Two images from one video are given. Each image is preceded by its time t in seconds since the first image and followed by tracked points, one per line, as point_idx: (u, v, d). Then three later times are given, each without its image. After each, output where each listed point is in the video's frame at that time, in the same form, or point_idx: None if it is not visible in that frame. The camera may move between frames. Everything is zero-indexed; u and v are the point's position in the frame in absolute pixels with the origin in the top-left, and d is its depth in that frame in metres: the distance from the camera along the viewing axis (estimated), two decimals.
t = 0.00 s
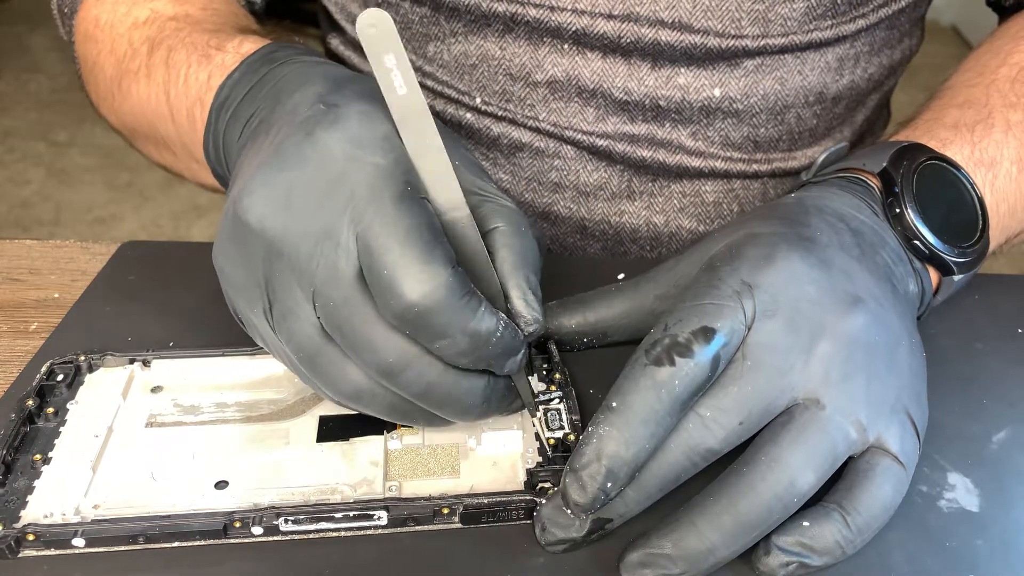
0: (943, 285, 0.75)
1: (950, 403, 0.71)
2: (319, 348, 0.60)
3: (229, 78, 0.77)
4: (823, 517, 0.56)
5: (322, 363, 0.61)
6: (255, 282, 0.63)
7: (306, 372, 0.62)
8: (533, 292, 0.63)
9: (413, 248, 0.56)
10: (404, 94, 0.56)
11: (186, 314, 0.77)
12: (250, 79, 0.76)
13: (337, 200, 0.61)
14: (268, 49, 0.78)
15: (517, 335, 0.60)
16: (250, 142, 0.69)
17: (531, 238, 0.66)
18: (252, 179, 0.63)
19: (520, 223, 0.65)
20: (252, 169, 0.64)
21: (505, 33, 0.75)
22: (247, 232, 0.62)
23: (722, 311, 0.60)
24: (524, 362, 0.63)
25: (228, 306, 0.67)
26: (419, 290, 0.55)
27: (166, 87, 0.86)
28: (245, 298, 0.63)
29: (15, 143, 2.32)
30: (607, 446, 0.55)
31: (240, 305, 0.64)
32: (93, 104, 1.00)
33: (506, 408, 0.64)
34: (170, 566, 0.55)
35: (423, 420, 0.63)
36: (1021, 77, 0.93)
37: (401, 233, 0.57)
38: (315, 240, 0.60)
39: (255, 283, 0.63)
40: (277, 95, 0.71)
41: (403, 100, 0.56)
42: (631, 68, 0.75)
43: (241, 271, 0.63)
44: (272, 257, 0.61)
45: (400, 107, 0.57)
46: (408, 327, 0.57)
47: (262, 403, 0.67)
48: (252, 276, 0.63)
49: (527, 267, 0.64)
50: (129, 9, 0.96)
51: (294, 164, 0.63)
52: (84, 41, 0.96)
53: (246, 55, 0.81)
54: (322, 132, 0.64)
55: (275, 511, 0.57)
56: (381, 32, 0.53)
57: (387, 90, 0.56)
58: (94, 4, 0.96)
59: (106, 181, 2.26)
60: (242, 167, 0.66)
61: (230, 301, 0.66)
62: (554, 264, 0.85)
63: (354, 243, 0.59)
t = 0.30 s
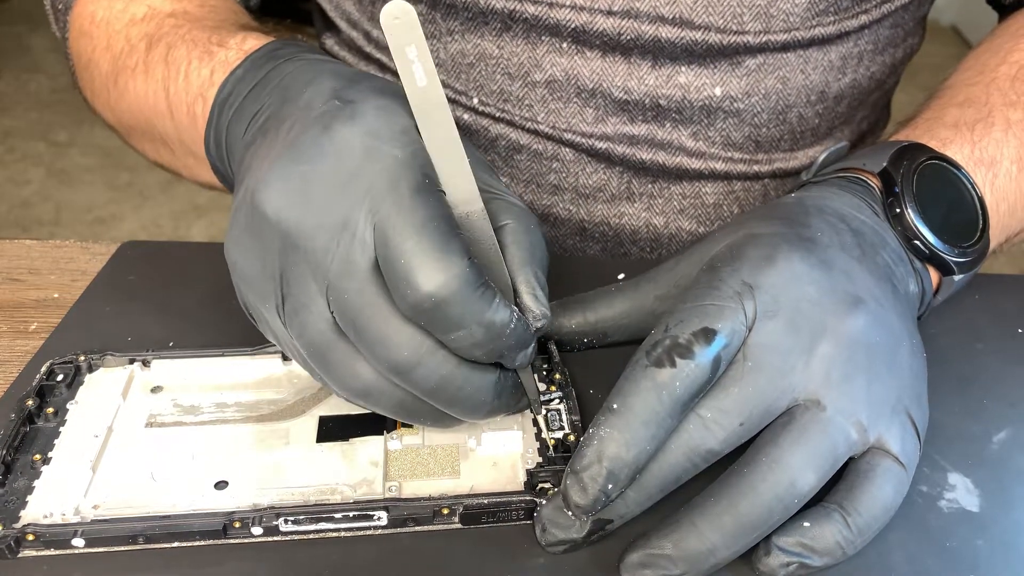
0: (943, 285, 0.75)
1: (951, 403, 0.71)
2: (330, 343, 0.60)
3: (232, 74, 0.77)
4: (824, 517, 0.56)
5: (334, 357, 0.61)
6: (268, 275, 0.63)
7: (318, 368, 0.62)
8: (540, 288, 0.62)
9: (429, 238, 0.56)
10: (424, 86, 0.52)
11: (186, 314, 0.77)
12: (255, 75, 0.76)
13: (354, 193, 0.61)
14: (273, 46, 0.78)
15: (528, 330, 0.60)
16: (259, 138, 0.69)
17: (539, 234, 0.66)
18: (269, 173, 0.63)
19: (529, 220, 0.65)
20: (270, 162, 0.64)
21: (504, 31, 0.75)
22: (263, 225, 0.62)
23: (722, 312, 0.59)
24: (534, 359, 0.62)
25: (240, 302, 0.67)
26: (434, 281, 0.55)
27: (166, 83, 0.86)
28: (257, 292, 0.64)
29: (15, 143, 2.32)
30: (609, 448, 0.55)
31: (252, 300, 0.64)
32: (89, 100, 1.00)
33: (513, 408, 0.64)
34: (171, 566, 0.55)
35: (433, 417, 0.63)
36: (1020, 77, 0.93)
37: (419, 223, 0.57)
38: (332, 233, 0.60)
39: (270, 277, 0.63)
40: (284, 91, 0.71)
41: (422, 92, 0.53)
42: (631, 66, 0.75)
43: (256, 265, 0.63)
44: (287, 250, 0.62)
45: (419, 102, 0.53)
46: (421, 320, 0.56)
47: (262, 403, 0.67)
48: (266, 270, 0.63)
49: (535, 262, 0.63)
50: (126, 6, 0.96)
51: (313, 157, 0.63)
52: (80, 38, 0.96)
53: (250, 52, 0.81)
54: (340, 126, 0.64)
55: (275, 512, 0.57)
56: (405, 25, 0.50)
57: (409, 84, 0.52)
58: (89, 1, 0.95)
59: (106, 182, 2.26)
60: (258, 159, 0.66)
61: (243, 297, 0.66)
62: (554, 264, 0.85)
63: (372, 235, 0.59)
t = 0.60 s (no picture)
0: (943, 285, 0.75)
1: (951, 403, 0.71)
2: (336, 342, 0.60)
3: (238, 75, 0.77)
4: (824, 518, 0.56)
5: (339, 357, 0.60)
6: (273, 274, 0.62)
7: (323, 368, 0.61)
8: (547, 292, 0.62)
9: (438, 236, 0.56)
10: (430, 84, 0.54)
11: (186, 314, 0.77)
12: (261, 76, 0.76)
13: (361, 192, 0.61)
14: (278, 49, 0.79)
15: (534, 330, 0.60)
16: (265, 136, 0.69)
17: (544, 237, 0.66)
18: (275, 171, 0.63)
19: (533, 221, 0.66)
20: (276, 159, 0.64)
21: (504, 31, 0.75)
22: (269, 223, 0.62)
23: (723, 312, 0.60)
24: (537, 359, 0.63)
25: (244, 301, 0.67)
26: (443, 278, 0.55)
27: (172, 86, 0.86)
28: (262, 291, 0.63)
29: (15, 143, 2.32)
30: (609, 449, 0.55)
31: (257, 299, 0.64)
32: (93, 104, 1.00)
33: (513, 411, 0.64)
34: (171, 566, 0.55)
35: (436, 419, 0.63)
36: (1020, 77, 0.93)
37: (428, 221, 0.57)
38: (338, 232, 0.60)
39: (275, 275, 0.63)
40: (291, 92, 0.71)
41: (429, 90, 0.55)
42: (631, 67, 0.75)
43: (260, 263, 0.63)
44: (293, 248, 0.61)
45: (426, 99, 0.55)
46: (429, 318, 0.56)
47: (262, 404, 0.67)
48: (271, 268, 0.63)
49: (540, 264, 0.63)
50: (129, 9, 0.96)
51: (319, 156, 0.63)
52: (83, 42, 0.96)
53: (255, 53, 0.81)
54: (347, 123, 0.64)
55: (275, 511, 0.57)
56: (412, 22, 0.52)
57: (416, 82, 0.54)
58: (93, 4, 0.95)
59: (106, 182, 2.26)
60: (263, 157, 0.66)
61: (247, 297, 0.65)
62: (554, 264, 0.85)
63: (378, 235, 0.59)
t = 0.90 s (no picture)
0: (943, 285, 0.75)
1: (951, 403, 0.71)
2: (341, 353, 0.60)
3: (238, 84, 0.77)
4: (824, 518, 0.56)
5: (344, 368, 0.60)
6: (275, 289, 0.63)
7: (329, 380, 0.61)
8: (554, 296, 0.62)
9: (434, 250, 0.56)
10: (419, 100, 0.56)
11: (186, 314, 0.77)
12: (261, 84, 0.76)
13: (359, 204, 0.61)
14: (279, 55, 0.79)
15: (540, 339, 0.59)
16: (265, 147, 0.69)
17: (546, 240, 0.66)
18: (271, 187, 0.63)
19: (534, 226, 0.66)
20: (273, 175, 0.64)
21: (504, 31, 0.75)
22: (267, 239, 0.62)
23: (722, 312, 0.60)
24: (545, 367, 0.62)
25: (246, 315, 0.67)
26: (442, 293, 0.54)
27: (174, 93, 0.86)
28: (266, 304, 0.64)
29: (15, 143, 2.32)
30: (609, 450, 0.55)
31: (261, 312, 0.64)
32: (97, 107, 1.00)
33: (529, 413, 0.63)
34: (171, 566, 0.55)
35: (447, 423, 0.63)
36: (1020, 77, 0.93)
37: (425, 234, 0.57)
38: (339, 244, 0.60)
39: (277, 289, 0.63)
40: (290, 99, 0.71)
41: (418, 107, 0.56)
42: (630, 65, 0.75)
43: (262, 279, 0.64)
44: (292, 264, 0.62)
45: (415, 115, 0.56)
46: (431, 332, 0.56)
47: (263, 404, 0.67)
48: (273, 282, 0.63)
49: (545, 268, 0.63)
50: (133, 14, 0.95)
51: (316, 168, 0.63)
52: (87, 45, 0.96)
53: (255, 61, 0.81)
54: (339, 135, 0.64)
55: (275, 512, 0.57)
56: (397, 39, 0.54)
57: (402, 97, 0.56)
58: (96, 7, 0.95)
59: (106, 182, 2.26)
60: (259, 175, 0.66)
61: (249, 310, 0.66)
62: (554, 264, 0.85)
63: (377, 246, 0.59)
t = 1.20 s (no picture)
0: (943, 285, 0.75)
1: (951, 403, 0.71)
2: (326, 350, 0.61)
3: (241, 91, 0.77)
4: (824, 518, 0.56)
5: (330, 365, 0.61)
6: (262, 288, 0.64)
7: (316, 377, 0.62)
8: (538, 295, 0.62)
9: (409, 249, 0.56)
10: (401, 100, 0.57)
11: (186, 314, 0.77)
12: (262, 89, 0.76)
13: (342, 203, 0.61)
14: (281, 59, 0.79)
15: (520, 338, 0.58)
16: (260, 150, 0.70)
17: (534, 239, 0.65)
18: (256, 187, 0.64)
19: (522, 224, 0.65)
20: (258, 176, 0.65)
21: (504, 31, 0.75)
22: (252, 240, 0.63)
23: (724, 313, 0.60)
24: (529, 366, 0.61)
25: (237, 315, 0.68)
26: (417, 291, 0.54)
27: (179, 98, 0.86)
28: (252, 304, 0.64)
29: (15, 143, 2.32)
30: (610, 451, 0.55)
31: (249, 312, 0.65)
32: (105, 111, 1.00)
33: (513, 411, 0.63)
34: (171, 567, 0.55)
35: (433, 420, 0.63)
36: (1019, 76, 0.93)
37: (401, 233, 0.57)
38: (321, 244, 0.61)
39: (264, 289, 0.64)
40: (288, 106, 0.71)
41: (402, 106, 0.57)
42: (630, 65, 0.75)
43: (249, 279, 0.64)
44: (276, 263, 0.62)
45: (400, 115, 0.58)
46: (407, 330, 0.56)
47: (263, 404, 0.67)
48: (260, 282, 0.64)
49: (530, 267, 0.63)
50: (138, 18, 0.95)
51: (300, 168, 0.63)
52: (93, 50, 0.96)
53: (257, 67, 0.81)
54: (325, 137, 0.64)
55: (275, 512, 0.57)
56: (379, 42, 0.55)
57: (386, 98, 0.57)
58: (102, 13, 0.95)
59: (106, 182, 2.26)
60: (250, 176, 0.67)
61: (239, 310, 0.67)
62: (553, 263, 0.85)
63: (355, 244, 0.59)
